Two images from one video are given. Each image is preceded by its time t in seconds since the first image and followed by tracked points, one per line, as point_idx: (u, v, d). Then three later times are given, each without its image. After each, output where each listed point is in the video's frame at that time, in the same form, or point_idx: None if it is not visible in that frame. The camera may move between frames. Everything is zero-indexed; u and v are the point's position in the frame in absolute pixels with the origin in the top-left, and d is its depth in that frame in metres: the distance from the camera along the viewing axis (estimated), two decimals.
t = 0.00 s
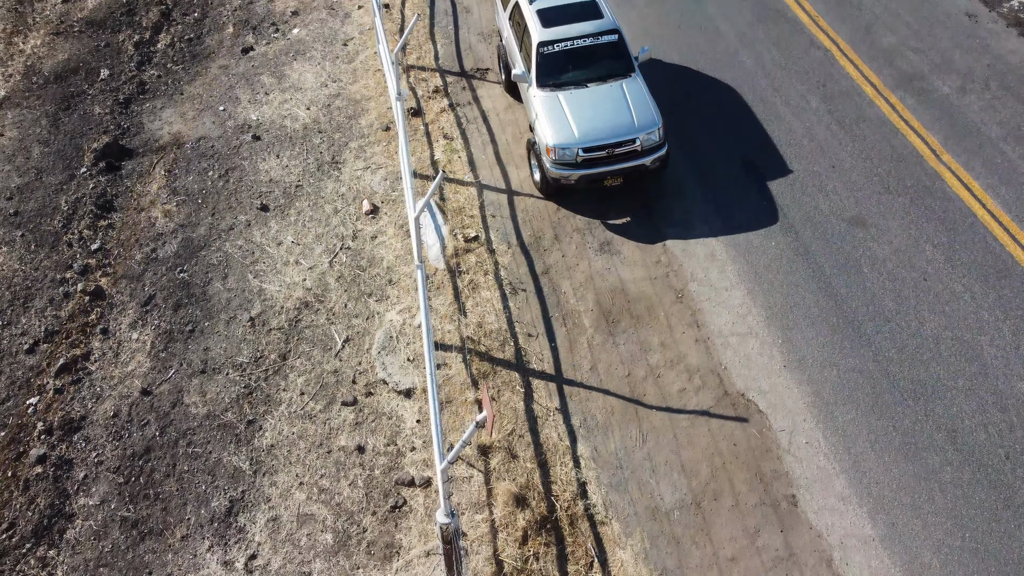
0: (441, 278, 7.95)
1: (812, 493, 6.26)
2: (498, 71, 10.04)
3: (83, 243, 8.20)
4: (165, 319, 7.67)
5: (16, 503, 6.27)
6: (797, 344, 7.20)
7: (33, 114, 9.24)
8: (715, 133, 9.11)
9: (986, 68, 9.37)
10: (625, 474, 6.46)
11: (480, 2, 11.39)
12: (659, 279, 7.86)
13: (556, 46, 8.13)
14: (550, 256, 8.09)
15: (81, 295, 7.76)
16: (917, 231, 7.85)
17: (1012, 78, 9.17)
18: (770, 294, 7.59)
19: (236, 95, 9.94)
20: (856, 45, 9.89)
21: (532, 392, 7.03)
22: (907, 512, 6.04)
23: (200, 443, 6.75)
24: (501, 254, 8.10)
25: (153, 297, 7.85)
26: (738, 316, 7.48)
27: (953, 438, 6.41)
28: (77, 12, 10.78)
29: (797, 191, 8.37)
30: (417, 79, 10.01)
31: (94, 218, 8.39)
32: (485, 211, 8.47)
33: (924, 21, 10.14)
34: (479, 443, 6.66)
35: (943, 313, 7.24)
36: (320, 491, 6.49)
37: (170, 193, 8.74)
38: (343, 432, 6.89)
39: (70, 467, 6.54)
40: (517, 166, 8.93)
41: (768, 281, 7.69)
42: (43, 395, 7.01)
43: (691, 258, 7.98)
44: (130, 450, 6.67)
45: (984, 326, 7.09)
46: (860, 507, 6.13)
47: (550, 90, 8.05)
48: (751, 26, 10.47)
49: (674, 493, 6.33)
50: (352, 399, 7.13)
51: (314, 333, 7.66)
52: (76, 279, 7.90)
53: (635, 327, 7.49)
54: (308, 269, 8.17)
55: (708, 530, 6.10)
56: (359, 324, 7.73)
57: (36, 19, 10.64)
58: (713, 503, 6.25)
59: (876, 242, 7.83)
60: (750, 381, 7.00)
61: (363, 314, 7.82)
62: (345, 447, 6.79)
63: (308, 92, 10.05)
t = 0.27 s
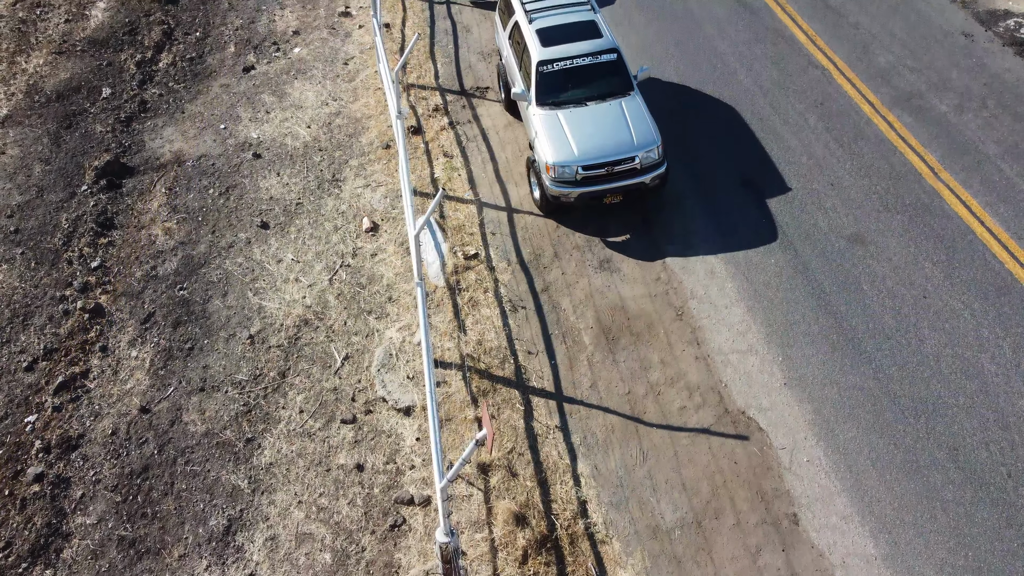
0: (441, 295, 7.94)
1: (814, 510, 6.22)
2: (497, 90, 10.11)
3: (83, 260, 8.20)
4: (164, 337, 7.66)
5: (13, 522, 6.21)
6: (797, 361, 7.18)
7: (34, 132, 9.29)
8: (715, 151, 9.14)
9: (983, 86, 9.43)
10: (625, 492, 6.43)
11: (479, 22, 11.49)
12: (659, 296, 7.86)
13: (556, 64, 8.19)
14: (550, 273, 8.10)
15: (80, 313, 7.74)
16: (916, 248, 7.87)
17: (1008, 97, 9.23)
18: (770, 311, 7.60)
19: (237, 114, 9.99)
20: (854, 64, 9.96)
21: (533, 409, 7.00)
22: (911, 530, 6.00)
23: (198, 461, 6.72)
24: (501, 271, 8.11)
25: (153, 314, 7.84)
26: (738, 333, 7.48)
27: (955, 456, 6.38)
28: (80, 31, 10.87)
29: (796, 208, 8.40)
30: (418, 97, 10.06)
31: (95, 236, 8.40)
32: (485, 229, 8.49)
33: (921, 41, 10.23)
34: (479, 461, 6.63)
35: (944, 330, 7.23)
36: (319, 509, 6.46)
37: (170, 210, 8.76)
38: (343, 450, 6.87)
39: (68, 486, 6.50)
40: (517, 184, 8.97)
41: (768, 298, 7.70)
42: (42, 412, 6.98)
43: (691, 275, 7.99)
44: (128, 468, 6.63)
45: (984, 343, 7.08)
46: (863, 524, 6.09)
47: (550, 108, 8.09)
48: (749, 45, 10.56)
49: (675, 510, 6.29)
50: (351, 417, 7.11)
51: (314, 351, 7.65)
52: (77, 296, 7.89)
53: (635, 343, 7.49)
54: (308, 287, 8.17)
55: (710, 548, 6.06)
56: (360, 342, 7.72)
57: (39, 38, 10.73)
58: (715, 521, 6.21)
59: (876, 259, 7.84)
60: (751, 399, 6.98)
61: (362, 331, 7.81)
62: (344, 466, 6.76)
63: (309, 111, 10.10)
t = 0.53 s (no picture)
0: (441, 312, 7.94)
1: (815, 529, 6.18)
2: (497, 108, 10.17)
3: (83, 277, 8.21)
4: (164, 354, 7.65)
5: (9, 542, 6.16)
6: (798, 379, 7.17)
7: (36, 150, 9.33)
8: (713, 168, 9.19)
9: (979, 104, 9.49)
10: (626, 510, 6.39)
11: (480, 40, 11.58)
12: (659, 313, 7.87)
13: (556, 83, 8.25)
14: (550, 290, 8.11)
15: (79, 330, 7.73)
16: (915, 265, 7.88)
17: (1006, 115, 9.28)
18: (770, 328, 7.59)
19: (238, 132, 10.04)
20: (852, 83, 10.03)
21: (533, 427, 6.98)
22: (913, 549, 5.96)
23: (197, 479, 6.68)
24: (500, 288, 8.12)
25: (153, 332, 7.83)
26: (738, 349, 7.47)
27: (957, 474, 6.34)
28: (82, 50, 10.95)
29: (795, 225, 8.42)
30: (418, 115, 10.12)
31: (95, 253, 8.41)
32: (485, 246, 8.51)
33: (918, 60, 10.30)
34: (479, 479, 6.59)
35: (944, 347, 7.22)
36: (319, 528, 6.42)
37: (171, 228, 8.78)
38: (342, 469, 6.84)
39: (65, 505, 6.46)
40: (517, 201, 9.00)
41: (767, 315, 7.70)
42: (40, 431, 6.95)
43: (691, 292, 8.00)
44: (127, 487, 6.60)
45: (985, 360, 7.06)
46: (865, 543, 6.06)
47: (550, 126, 8.13)
48: (747, 63, 10.64)
49: (676, 529, 6.25)
50: (351, 435, 7.09)
51: (314, 368, 7.63)
52: (76, 313, 7.88)
53: (635, 360, 7.48)
54: (308, 304, 8.17)
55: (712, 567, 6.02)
56: (359, 359, 7.71)
57: (42, 57, 10.81)
58: (716, 539, 6.18)
59: (875, 275, 7.85)
60: (751, 417, 6.96)
61: (362, 348, 7.81)
62: (343, 484, 6.72)
63: (310, 129, 10.15)
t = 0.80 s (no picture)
0: (441, 329, 7.93)
1: (817, 548, 6.14)
2: (497, 126, 10.23)
3: (83, 295, 8.21)
4: (163, 372, 7.64)
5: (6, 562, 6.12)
6: (798, 396, 7.16)
7: (38, 168, 9.39)
8: (712, 186, 9.23)
9: (976, 122, 9.55)
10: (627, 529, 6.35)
11: (480, 59, 11.66)
12: (658, 330, 7.87)
13: (556, 101, 8.29)
14: (550, 306, 8.12)
15: (79, 347, 7.72)
16: (915, 282, 7.89)
17: (1003, 133, 9.33)
18: (770, 345, 7.59)
19: (239, 150, 10.09)
20: (850, 101, 10.09)
21: (534, 445, 6.95)
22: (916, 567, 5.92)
23: (196, 498, 6.65)
24: (500, 305, 8.13)
25: (152, 349, 7.82)
26: (737, 367, 7.46)
27: (959, 493, 6.31)
28: (85, 69, 11.05)
29: (795, 242, 8.44)
30: (418, 134, 10.17)
31: (95, 270, 8.42)
32: (485, 263, 8.52)
33: (916, 78, 10.37)
34: (480, 498, 6.55)
35: (945, 364, 7.21)
36: (318, 547, 6.37)
37: (171, 245, 8.80)
38: (342, 488, 6.80)
39: (63, 524, 6.42)
40: (517, 218, 9.03)
41: (767, 332, 7.70)
42: (38, 449, 6.92)
43: (691, 309, 8.00)
44: (125, 506, 6.56)
45: (986, 378, 7.05)
46: (867, 561, 6.02)
47: (550, 144, 8.17)
48: (746, 82, 10.70)
49: (678, 548, 6.21)
50: (350, 453, 7.06)
51: (313, 386, 7.61)
52: (75, 331, 7.87)
53: (635, 377, 7.47)
54: (308, 321, 8.16)
55: None
56: (359, 377, 7.69)
57: (45, 76, 10.91)
58: (718, 558, 6.13)
59: (875, 292, 7.86)
60: (752, 435, 6.93)
61: (362, 366, 7.79)
62: (343, 503, 6.68)
63: (311, 147, 10.20)
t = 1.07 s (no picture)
0: (442, 346, 7.91)
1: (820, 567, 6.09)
2: (497, 144, 10.27)
3: (83, 312, 8.21)
4: (163, 390, 7.61)
5: None
6: (799, 413, 7.14)
7: (39, 186, 9.43)
8: (711, 203, 9.27)
9: (973, 140, 9.60)
10: (628, 547, 6.30)
11: (480, 77, 11.74)
12: (659, 347, 7.86)
13: (556, 119, 8.34)
14: (550, 323, 8.11)
15: (78, 364, 7.70)
16: (915, 298, 7.90)
17: (1001, 151, 9.37)
18: (770, 362, 7.58)
19: (240, 167, 10.12)
20: (848, 119, 10.15)
21: (535, 462, 6.92)
22: None
23: (195, 516, 6.60)
24: (501, 322, 8.12)
25: (152, 367, 7.80)
26: (738, 384, 7.45)
27: (962, 511, 6.27)
28: (87, 88, 11.13)
29: (794, 259, 8.46)
30: (418, 152, 10.21)
31: (96, 287, 8.43)
32: (485, 280, 8.52)
33: (913, 96, 10.43)
34: (480, 517, 6.51)
35: (946, 381, 7.19)
36: (317, 567, 6.32)
37: (172, 262, 8.81)
38: (342, 506, 6.76)
39: (61, 543, 6.37)
40: (517, 236, 9.05)
41: (768, 349, 7.69)
42: (37, 467, 6.88)
43: (691, 327, 8.00)
44: (123, 524, 6.52)
45: (988, 395, 7.03)
46: None
47: (550, 161, 8.20)
48: (744, 100, 10.77)
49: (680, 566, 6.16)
50: (350, 471, 7.02)
51: (314, 403, 7.59)
52: (75, 348, 7.86)
53: (635, 395, 7.45)
54: (308, 339, 8.15)
55: None
56: (359, 394, 7.67)
57: (47, 94, 10.99)
58: None
59: (875, 308, 7.87)
60: (754, 453, 6.91)
61: (362, 383, 7.77)
62: (343, 522, 6.64)
63: (311, 164, 10.24)
